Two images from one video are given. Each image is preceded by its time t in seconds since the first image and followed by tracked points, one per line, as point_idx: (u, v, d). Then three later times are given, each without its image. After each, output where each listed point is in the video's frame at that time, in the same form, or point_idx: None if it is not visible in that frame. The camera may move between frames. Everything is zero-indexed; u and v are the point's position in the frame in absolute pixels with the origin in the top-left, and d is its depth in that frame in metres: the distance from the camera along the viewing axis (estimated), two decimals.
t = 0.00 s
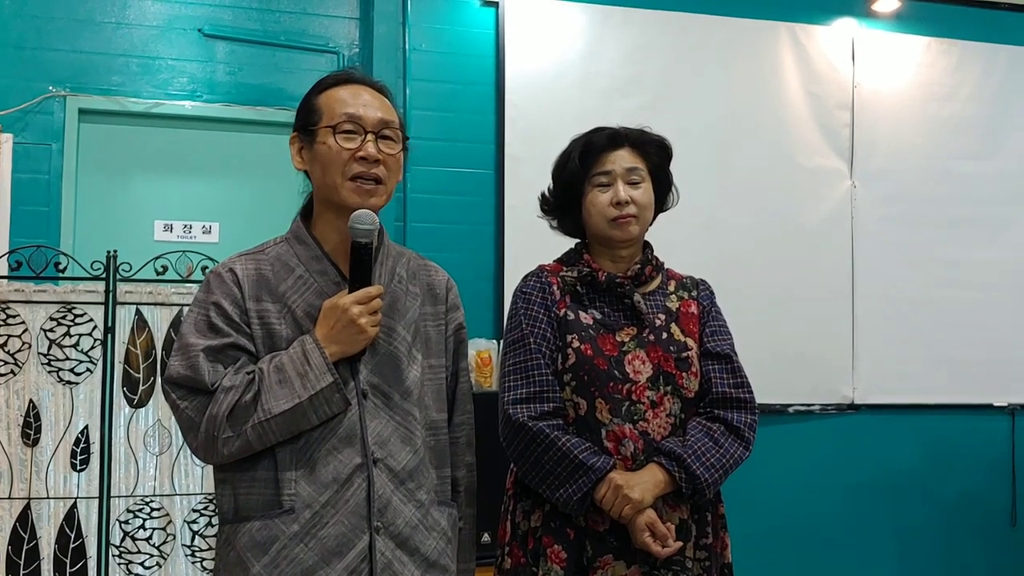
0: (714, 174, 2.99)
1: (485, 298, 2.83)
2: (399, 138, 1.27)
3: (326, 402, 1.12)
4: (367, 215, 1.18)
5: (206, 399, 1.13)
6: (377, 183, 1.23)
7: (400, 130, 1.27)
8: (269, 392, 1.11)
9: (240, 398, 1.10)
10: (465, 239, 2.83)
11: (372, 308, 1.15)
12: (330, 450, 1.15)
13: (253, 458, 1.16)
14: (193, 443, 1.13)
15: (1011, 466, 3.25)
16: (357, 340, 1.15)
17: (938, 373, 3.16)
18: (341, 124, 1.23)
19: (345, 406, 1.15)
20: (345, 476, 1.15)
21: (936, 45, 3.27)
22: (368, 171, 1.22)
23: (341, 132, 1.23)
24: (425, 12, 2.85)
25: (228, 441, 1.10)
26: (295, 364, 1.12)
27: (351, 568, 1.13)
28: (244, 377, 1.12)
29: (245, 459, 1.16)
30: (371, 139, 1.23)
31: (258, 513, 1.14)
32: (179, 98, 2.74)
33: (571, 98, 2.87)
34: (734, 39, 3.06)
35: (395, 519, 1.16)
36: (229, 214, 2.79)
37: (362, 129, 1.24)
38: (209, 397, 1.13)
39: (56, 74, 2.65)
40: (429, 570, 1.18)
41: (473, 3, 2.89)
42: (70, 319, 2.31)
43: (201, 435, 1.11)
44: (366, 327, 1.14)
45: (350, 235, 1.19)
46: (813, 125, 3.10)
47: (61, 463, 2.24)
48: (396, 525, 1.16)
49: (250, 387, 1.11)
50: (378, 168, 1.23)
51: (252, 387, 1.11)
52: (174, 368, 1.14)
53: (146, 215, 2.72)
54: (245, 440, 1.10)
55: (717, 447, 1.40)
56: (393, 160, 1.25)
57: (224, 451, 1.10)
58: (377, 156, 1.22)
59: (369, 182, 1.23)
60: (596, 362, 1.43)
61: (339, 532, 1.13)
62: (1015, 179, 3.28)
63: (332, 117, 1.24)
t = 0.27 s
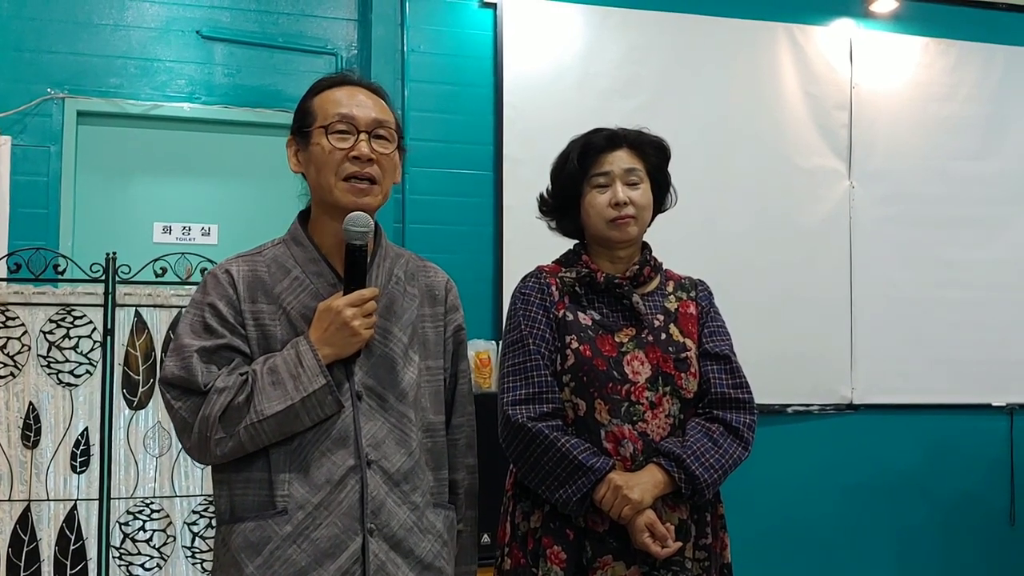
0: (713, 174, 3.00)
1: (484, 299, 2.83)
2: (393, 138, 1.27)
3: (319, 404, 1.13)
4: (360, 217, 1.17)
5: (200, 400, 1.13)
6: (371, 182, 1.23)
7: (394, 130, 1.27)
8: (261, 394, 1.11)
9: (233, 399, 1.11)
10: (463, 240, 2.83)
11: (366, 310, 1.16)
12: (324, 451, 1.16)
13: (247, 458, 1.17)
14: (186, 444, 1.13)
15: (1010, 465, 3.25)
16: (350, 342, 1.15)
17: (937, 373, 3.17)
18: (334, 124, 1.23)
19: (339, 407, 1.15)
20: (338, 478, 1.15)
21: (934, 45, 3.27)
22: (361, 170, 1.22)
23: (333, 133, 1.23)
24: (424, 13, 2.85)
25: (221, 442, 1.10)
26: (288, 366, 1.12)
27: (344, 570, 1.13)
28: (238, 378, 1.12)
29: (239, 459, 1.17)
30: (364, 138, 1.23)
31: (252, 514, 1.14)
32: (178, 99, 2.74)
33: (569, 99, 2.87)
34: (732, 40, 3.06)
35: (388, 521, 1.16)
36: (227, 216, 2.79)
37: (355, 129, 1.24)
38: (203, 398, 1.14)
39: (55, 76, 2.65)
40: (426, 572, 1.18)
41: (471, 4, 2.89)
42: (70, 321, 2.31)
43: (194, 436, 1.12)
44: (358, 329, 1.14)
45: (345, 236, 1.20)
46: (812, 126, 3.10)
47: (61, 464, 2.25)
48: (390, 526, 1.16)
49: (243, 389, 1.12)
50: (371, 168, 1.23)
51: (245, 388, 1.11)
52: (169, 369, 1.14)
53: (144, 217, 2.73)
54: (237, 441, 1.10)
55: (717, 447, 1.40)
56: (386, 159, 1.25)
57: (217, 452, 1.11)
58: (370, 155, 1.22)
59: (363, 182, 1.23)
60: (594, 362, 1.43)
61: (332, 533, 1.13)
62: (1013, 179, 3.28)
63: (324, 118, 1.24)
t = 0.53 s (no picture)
0: (714, 175, 3.00)
1: (484, 301, 2.83)
2: (392, 139, 1.27)
3: (316, 405, 1.12)
4: (359, 217, 1.17)
5: (198, 401, 1.13)
6: (370, 184, 1.23)
7: (394, 132, 1.27)
8: (259, 394, 1.11)
9: (230, 400, 1.10)
10: (463, 242, 2.83)
11: (363, 311, 1.15)
12: (322, 453, 1.15)
13: (246, 460, 1.16)
14: (184, 444, 1.13)
15: (1011, 467, 3.25)
16: (349, 343, 1.14)
17: (938, 374, 3.16)
18: (333, 126, 1.23)
19: (336, 409, 1.15)
20: (336, 479, 1.15)
21: (934, 46, 3.27)
22: (360, 172, 1.22)
23: (332, 135, 1.23)
24: (424, 15, 2.85)
25: (218, 442, 1.10)
26: (286, 367, 1.12)
27: (342, 572, 1.13)
28: (235, 379, 1.12)
29: (238, 461, 1.17)
30: (363, 140, 1.23)
31: (250, 516, 1.14)
32: (178, 102, 2.74)
33: (570, 101, 2.87)
34: (733, 41, 3.06)
35: (386, 523, 1.15)
36: (227, 218, 2.79)
37: (354, 131, 1.24)
38: (201, 399, 1.13)
39: (55, 78, 2.65)
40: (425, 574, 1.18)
41: (471, 6, 2.89)
42: (70, 323, 2.31)
43: (192, 436, 1.12)
44: (357, 330, 1.14)
45: (343, 237, 1.19)
46: (812, 127, 3.10)
47: (62, 467, 2.24)
48: (388, 528, 1.15)
49: (240, 390, 1.12)
50: (370, 169, 1.23)
51: (242, 389, 1.11)
52: (167, 370, 1.14)
53: (144, 220, 2.72)
54: (235, 442, 1.10)
55: (718, 448, 1.40)
56: (385, 161, 1.25)
57: (214, 453, 1.11)
58: (369, 157, 1.22)
59: (361, 184, 1.23)
60: (596, 364, 1.43)
61: (330, 535, 1.13)
62: (1014, 180, 3.28)
63: (323, 120, 1.24)
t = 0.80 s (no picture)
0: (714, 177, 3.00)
1: (485, 303, 2.83)
2: (392, 142, 1.27)
3: (316, 407, 1.12)
4: (357, 220, 1.17)
5: (198, 404, 1.14)
6: (369, 187, 1.23)
7: (393, 134, 1.27)
8: (259, 397, 1.11)
9: (230, 403, 1.11)
10: (463, 244, 2.83)
11: (362, 313, 1.15)
12: (322, 455, 1.16)
13: (246, 463, 1.16)
14: (185, 448, 1.14)
15: (1011, 469, 3.25)
16: (349, 345, 1.15)
17: (938, 376, 3.16)
18: (332, 129, 1.24)
19: (336, 411, 1.15)
20: (337, 481, 1.15)
21: (934, 48, 3.28)
22: (359, 175, 1.22)
23: (331, 138, 1.24)
24: (424, 17, 2.85)
25: (218, 446, 1.10)
26: (285, 369, 1.12)
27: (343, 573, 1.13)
28: (235, 382, 1.13)
29: (238, 464, 1.17)
30: (362, 143, 1.24)
31: (251, 518, 1.14)
32: (179, 104, 2.74)
33: (570, 103, 2.87)
34: (733, 43, 3.06)
35: (387, 525, 1.16)
36: (228, 220, 2.80)
37: (353, 134, 1.24)
38: (201, 402, 1.14)
39: (56, 81, 2.65)
40: None
41: (472, 9, 2.90)
42: (71, 325, 2.31)
43: (193, 440, 1.12)
44: (356, 332, 1.14)
45: (341, 239, 1.20)
46: (812, 129, 3.11)
47: (62, 469, 2.24)
48: (388, 530, 1.15)
49: (240, 392, 1.12)
50: (370, 172, 1.23)
51: (242, 392, 1.11)
52: (167, 374, 1.14)
53: (145, 222, 2.73)
54: (235, 445, 1.10)
55: (718, 450, 1.40)
56: (385, 164, 1.25)
57: (215, 456, 1.11)
58: (368, 160, 1.22)
59: (360, 187, 1.23)
60: (596, 366, 1.43)
61: (330, 537, 1.13)
62: (1014, 182, 3.29)
63: (322, 123, 1.25)
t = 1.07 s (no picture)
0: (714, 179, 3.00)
1: (484, 304, 2.83)
2: (390, 143, 1.27)
3: (315, 408, 1.12)
4: (356, 221, 1.17)
5: (196, 405, 1.13)
6: (368, 188, 1.23)
7: (392, 135, 1.27)
8: (257, 398, 1.10)
9: (229, 405, 1.10)
10: (463, 245, 2.83)
11: (361, 314, 1.14)
12: (321, 456, 1.15)
13: (244, 464, 1.16)
14: (183, 449, 1.13)
15: (1011, 470, 3.24)
16: (347, 347, 1.14)
17: (938, 376, 3.16)
18: (331, 130, 1.23)
19: (335, 412, 1.15)
20: (335, 482, 1.15)
21: (934, 49, 3.28)
22: (358, 175, 1.22)
23: (330, 139, 1.23)
24: (423, 18, 2.85)
25: (217, 447, 1.10)
26: (284, 371, 1.12)
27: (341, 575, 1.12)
28: (233, 383, 1.12)
29: (236, 465, 1.16)
30: (361, 144, 1.23)
31: (250, 520, 1.14)
32: (177, 105, 2.74)
33: (569, 103, 2.87)
34: (733, 45, 3.06)
35: (386, 526, 1.15)
36: (227, 222, 2.79)
37: (352, 135, 1.24)
38: (199, 403, 1.13)
39: (54, 81, 2.65)
40: None
41: (471, 9, 2.89)
42: (69, 326, 2.30)
43: (191, 441, 1.11)
44: (355, 334, 1.14)
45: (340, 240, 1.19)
46: (812, 130, 3.10)
47: (61, 470, 2.24)
48: (387, 531, 1.15)
49: (238, 394, 1.11)
50: (368, 172, 1.23)
51: (240, 393, 1.11)
52: (165, 375, 1.14)
53: (143, 223, 2.72)
54: (234, 446, 1.10)
55: (718, 451, 1.40)
56: (384, 165, 1.25)
57: (213, 457, 1.10)
58: (367, 161, 1.22)
59: (359, 188, 1.22)
60: (595, 367, 1.42)
61: (329, 538, 1.13)
62: (1014, 183, 3.28)
63: (321, 123, 1.24)
